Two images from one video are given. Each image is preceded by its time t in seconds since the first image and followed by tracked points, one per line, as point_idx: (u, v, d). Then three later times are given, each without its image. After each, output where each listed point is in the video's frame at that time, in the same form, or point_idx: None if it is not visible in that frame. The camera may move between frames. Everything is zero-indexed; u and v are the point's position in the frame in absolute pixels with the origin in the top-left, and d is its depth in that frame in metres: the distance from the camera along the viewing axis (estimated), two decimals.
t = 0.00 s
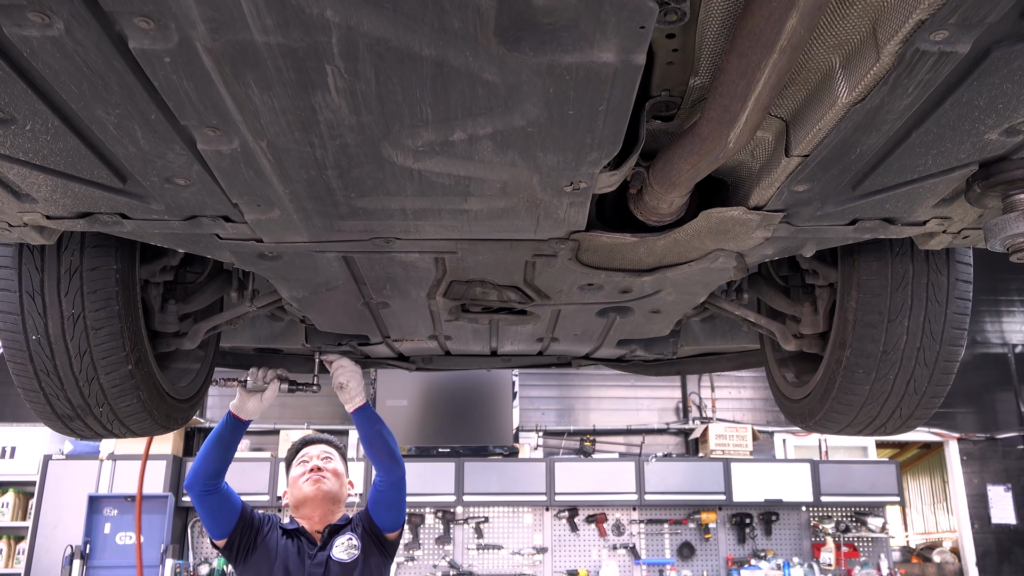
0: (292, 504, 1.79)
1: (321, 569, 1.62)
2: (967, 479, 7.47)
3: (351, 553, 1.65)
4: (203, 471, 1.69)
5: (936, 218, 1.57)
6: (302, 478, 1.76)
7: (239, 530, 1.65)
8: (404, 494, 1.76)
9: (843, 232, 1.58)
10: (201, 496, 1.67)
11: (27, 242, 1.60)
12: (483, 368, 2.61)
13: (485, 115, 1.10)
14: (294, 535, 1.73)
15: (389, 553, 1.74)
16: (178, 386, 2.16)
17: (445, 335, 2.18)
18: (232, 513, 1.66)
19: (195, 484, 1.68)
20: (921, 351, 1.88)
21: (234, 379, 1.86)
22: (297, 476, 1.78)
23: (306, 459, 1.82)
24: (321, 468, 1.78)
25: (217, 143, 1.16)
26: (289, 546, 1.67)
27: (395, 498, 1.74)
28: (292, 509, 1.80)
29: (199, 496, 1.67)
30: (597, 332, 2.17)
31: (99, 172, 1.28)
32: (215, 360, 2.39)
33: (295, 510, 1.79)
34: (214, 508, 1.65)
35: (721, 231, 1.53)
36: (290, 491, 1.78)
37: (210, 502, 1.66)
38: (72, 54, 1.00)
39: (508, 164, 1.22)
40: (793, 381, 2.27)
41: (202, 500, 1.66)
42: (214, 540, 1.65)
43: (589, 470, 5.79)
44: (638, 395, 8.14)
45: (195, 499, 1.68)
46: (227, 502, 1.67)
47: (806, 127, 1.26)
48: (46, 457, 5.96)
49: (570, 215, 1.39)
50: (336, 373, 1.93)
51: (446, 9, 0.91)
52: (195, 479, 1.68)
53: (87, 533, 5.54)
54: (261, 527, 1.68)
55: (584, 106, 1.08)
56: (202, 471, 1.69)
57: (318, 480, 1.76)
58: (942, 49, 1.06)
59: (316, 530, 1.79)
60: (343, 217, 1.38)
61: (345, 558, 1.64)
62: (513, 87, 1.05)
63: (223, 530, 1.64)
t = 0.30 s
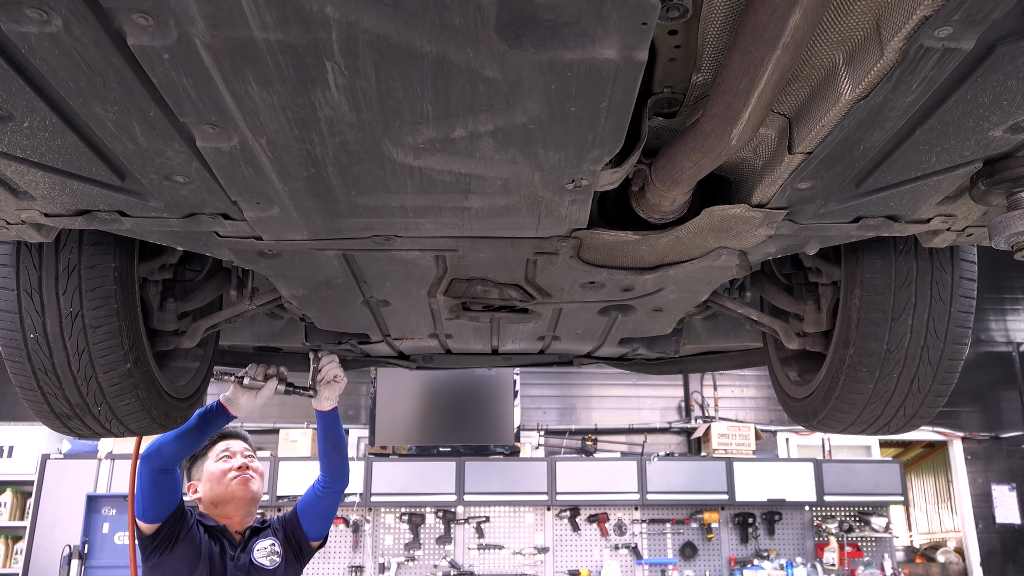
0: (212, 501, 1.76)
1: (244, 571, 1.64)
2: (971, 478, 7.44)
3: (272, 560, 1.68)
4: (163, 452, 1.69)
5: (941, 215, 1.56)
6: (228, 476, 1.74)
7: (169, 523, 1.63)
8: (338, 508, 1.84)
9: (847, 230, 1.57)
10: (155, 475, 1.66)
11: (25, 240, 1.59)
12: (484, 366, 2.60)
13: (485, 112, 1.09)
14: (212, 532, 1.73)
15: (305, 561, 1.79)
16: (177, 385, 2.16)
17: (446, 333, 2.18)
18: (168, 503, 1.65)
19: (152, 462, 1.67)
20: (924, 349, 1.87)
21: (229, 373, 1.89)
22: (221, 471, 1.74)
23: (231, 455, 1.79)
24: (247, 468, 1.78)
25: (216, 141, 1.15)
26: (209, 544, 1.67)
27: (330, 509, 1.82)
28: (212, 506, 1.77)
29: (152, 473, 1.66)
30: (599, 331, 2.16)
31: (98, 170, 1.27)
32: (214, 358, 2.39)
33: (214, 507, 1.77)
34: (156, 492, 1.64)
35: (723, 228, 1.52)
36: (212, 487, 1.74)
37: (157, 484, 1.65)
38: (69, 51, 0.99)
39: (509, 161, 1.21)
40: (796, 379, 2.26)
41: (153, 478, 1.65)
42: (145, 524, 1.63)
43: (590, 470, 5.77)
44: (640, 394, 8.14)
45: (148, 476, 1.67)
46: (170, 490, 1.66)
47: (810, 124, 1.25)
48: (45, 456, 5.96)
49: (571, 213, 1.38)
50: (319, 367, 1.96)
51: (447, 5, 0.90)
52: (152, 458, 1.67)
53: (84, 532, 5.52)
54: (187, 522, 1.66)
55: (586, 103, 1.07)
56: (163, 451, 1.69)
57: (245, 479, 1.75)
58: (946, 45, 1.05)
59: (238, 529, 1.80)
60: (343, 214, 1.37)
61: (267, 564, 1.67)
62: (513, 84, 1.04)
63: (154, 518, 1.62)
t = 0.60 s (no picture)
0: (227, 503, 1.73)
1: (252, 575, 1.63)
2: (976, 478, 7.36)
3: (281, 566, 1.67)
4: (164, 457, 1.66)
5: (945, 213, 1.55)
6: (243, 479, 1.71)
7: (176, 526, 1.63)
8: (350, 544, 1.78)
9: (850, 227, 1.56)
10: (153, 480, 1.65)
11: (23, 238, 1.58)
12: (485, 365, 2.60)
13: (486, 109, 1.08)
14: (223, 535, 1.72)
15: None
16: (176, 383, 2.15)
17: (446, 332, 2.17)
18: (174, 506, 1.64)
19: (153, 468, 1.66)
20: (928, 348, 1.86)
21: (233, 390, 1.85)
22: (236, 473, 1.72)
23: (248, 457, 1.77)
24: (263, 472, 1.75)
25: (216, 138, 1.14)
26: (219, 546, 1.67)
27: (341, 549, 1.75)
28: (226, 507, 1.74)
29: (153, 480, 1.65)
30: (600, 330, 2.16)
31: (95, 167, 1.27)
32: (214, 357, 2.39)
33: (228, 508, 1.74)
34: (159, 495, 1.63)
35: (726, 226, 1.50)
36: (227, 489, 1.72)
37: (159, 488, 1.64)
38: (68, 47, 0.98)
39: (510, 158, 1.20)
40: (799, 378, 2.25)
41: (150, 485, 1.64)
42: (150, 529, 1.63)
43: (591, 470, 5.76)
44: (643, 393, 8.14)
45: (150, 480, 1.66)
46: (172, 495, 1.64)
47: (813, 121, 1.24)
48: (42, 456, 5.94)
49: (573, 210, 1.37)
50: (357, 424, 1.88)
51: (448, 1, 0.90)
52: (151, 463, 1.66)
53: (83, 532, 5.48)
54: (196, 524, 1.66)
55: (588, 100, 1.06)
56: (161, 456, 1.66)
57: (259, 481, 1.72)
58: (950, 42, 1.04)
59: (249, 533, 1.76)
60: (342, 212, 1.37)
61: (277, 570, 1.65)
62: (515, 80, 1.03)
63: (161, 521, 1.62)
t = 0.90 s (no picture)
0: (216, 503, 1.73)
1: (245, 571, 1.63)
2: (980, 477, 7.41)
3: (276, 559, 1.67)
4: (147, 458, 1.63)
5: (949, 210, 1.54)
6: (229, 480, 1.71)
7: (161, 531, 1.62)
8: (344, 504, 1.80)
9: (853, 225, 1.55)
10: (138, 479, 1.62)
11: (21, 235, 1.58)
12: (486, 364, 2.59)
13: (487, 106, 1.08)
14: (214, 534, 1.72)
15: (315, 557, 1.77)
16: (176, 381, 2.15)
17: (447, 330, 2.16)
18: (163, 509, 1.63)
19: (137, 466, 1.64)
20: (932, 346, 1.85)
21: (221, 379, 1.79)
22: (222, 474, 1.71)
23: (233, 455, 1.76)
24: (249, 469, 1.74)
25: (215, 135, 1.13)
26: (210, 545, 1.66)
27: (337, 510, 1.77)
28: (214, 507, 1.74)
29: (138, 481, 1.62)
30: (602, 328, 2.15)
31: (94, 164, 1.26)
32: (213, 355, 2.38)
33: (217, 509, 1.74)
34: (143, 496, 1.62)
35: (728, 223, 1.50)
36: (214, 489, 1.71)
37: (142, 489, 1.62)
38: (66, 44, 0.97)
39: (511, 156, 1.19)
40: (802, 377, 2.24)
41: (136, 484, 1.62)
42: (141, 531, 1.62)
43: (593, 469, 5.75)
44: (645, 392, 8.13)
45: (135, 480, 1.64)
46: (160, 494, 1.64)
47: (816, 118, 1.23)
48: (41, 455, 5.93)
49: (575, 208, 1.36)
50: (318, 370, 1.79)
51: None
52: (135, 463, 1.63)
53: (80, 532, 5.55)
54: (186, 524, 1.66)
55: (590, 97, 1.05)
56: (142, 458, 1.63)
57: (247, 480, 1.72)
58: (954, 39, 1.03)
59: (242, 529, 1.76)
60: (343, 209, 1.36)
61: (271, 564, 1.66)
62: (516, 77, 1.02)
63: (147, 525, 1.61)
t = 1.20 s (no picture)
0: (246, 510, 1.63)
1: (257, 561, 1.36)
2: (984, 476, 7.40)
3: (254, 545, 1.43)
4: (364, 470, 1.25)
5: (953, 208, 1.53)
6: (277, 483, 1.63)
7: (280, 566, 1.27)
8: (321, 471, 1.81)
9: (856, 223, 1.54)
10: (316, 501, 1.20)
11: (19, 234, 1.57)
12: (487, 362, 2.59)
13: (488, 103, 1.07)
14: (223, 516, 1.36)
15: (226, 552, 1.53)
16: (175, 380, 2.15)
17: (448, 329, 2.16)
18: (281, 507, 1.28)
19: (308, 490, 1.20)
20: (936, 345, 1.84)
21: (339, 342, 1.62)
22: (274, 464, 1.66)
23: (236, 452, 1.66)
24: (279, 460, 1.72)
25: (214, 133, 1.12)
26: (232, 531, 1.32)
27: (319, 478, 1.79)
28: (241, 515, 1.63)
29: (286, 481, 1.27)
30: (603, 326, 2.14)
31: (92, 161, 1.25)
32: (212, 354, 2.38)
33: (245, 516, 1.63)
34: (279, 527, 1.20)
35: (731, 221, 1.49)
36: (258, 495, 1.62)
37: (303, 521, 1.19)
38: (64, 40, 0.96)
39: (512, 153, 1.18)
40: (805, 375, 2.23)
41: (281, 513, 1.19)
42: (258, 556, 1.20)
43: (594, 469, 5.74)
44: (647, 390, 8.12)
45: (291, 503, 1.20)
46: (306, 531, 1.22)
47: (819, 115, 1.22)
48: (40, 453, 5.91)
49: (576, 206, 1.35)
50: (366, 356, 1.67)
51: None
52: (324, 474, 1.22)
53: (80, 532, 5.50)
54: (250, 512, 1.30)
55: (591, 94, 1.05)
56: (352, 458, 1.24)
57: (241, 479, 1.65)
58: (958, 35, 1.02)
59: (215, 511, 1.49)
60: (342, 207, 1.35)
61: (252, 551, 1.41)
62: (517, 74, 1.01)
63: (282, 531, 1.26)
